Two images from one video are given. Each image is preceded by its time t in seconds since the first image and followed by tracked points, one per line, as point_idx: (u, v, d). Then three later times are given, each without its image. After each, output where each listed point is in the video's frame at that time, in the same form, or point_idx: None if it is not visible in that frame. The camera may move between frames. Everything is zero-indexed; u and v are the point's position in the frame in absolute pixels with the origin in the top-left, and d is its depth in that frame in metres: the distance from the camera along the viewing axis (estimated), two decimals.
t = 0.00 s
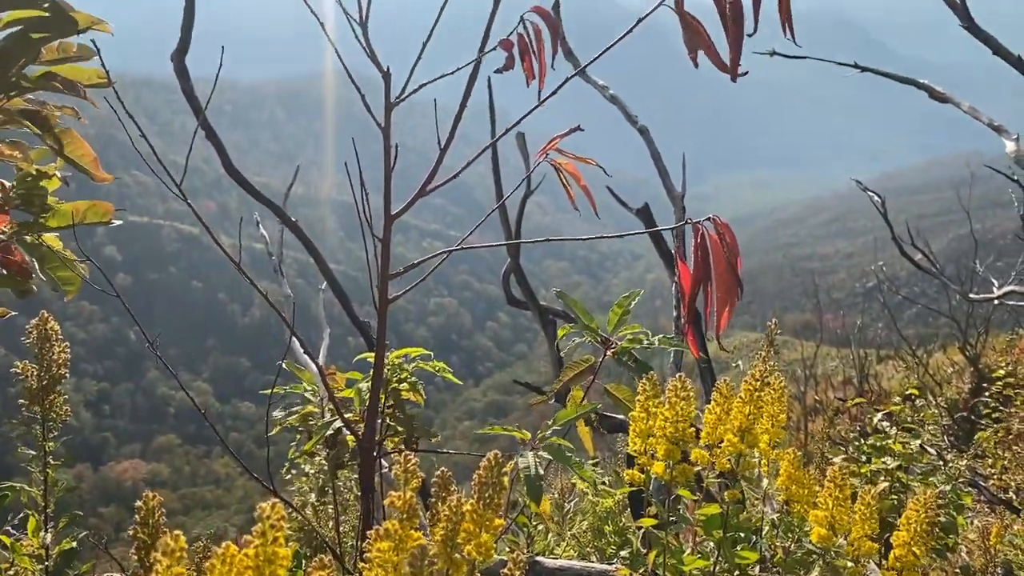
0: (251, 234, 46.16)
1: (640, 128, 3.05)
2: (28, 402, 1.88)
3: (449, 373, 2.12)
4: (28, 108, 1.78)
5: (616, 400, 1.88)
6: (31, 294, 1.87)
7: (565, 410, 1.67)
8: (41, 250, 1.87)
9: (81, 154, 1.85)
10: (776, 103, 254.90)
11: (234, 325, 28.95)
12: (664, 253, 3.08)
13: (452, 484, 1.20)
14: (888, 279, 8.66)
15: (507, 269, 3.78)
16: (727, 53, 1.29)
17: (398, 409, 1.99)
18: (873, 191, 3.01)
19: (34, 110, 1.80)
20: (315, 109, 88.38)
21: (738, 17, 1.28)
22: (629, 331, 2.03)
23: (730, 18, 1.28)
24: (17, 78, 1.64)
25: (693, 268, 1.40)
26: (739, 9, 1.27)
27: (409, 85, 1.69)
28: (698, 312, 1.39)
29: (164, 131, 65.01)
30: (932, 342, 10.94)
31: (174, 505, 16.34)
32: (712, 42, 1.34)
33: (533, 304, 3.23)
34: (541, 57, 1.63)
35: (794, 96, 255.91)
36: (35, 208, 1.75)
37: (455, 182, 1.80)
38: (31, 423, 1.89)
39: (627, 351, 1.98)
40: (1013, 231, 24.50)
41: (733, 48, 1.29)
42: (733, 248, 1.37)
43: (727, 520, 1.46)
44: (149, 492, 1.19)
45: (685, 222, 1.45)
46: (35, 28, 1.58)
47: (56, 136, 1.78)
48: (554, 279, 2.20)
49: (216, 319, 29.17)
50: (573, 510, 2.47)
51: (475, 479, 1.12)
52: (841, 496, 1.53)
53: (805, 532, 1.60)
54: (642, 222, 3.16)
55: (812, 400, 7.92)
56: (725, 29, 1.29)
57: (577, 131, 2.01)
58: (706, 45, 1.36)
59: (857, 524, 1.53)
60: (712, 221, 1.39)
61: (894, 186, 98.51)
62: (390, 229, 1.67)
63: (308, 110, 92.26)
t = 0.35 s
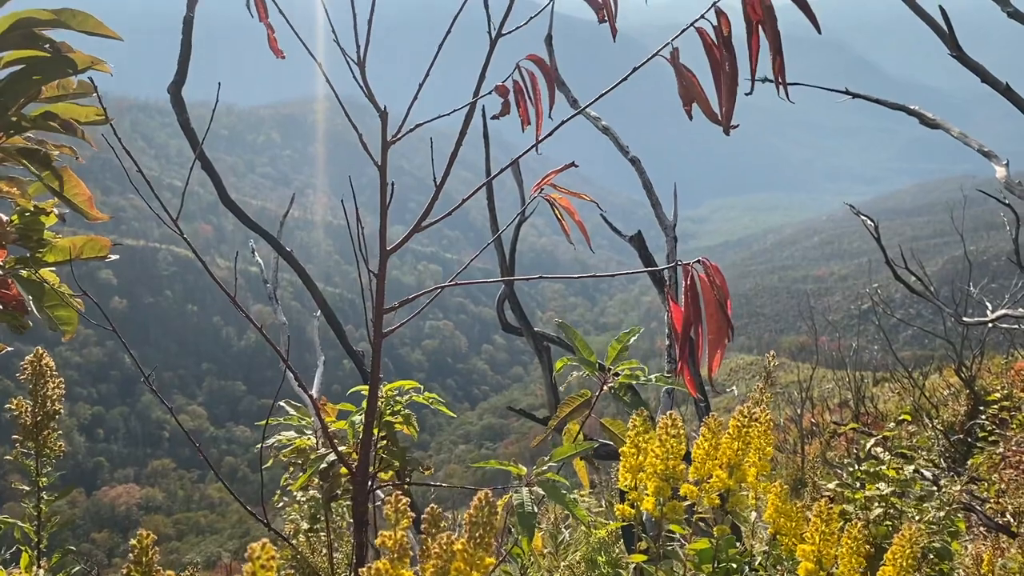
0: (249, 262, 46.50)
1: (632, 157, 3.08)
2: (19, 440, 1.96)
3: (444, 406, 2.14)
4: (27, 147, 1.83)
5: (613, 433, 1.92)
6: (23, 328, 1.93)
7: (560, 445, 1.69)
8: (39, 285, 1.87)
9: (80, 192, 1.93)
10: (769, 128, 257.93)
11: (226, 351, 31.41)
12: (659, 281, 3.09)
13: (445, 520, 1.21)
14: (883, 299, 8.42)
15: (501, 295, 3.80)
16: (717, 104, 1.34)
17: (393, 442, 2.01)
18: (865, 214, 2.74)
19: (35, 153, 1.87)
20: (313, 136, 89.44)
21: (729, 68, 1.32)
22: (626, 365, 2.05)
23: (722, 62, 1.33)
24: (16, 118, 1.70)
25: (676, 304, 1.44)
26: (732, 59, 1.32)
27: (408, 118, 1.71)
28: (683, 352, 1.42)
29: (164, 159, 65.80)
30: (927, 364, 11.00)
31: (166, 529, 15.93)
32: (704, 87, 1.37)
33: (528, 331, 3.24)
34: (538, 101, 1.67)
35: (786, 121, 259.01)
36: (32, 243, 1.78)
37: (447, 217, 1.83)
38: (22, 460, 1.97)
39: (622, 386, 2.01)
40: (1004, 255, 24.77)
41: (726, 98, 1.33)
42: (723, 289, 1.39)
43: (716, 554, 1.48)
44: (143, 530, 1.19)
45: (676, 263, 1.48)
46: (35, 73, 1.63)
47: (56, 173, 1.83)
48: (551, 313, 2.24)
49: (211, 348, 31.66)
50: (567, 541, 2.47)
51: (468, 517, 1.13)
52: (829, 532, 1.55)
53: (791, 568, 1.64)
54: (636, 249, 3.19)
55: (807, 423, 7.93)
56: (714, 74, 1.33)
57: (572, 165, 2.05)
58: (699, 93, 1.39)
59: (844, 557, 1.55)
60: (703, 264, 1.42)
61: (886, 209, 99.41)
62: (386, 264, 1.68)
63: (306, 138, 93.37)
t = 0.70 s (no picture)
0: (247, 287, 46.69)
1: (624, 182, 3.11)
2: (10, 469, 2.12)
3: (437, 434, 2.16)
4: (23, 174, 1.85)
5: (600, 458, 1.99)
6: (18, 356, 1.95)
7: (547, 468, 1.72)
8: (31, 315, 1.91)
9: (74, 221, 1.93)
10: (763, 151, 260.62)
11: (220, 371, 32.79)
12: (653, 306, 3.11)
13: (435, 551, 1.20)
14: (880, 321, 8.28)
15: (496, 317, 3.81)
16: (700, 129, 1.35)
17: (386, 466, 2.00)
18: (861, 234, 2.47)
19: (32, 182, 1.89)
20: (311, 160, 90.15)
21: (712, 94, 1.35)
22: (611, 388, 2.09)
23: (706, 85, 1.35)
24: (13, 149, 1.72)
25: (666, 329, 1.44)
26: (715, 86, 1.34)
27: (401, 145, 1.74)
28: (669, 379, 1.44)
29: (163, 185, 66.31)
30: (924, 384, 11.00)
31: (160, 553, 15.76)
32: (688, 115, 1.40)
33: (523, 353, 3.24)
34: (527, 130, 1.68)
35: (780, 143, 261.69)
36: (26, 273, 1.83)
37: (439, 246, 1.85)
38: (16, 489, 2.10)
39: (607, 410, 2.04)
40: (995, 277, 25.12)
41: (708, 123, 1.35)
42: (712, 313, 1.41)
43: None
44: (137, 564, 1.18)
45: (664, 289, 1.49)
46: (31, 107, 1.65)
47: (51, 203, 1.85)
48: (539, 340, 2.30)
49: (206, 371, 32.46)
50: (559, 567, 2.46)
51: (456, 551, 1.13)
52: (820, 558, 1.56)
53: None
54: (630, 273, 3.19)
55: (806, 446, 7.87)
56: (698, 97, 1.35)
57: (560, 194, 2.08)
58: (683, 118, 1.41)
59: None
60: (693, 288, 1.42)
61: (881, 231, 100.35)
62: (378, 289, 1.70)
63: (303, 160, 94.22)
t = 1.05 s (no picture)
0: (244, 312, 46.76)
1: (620, 211, 3.14)
2: (9, 504, 2.56)
3: (432, 466, 2.19)
4: (21, 210, 1.86)
5: (598, 486, 2.10)
6: (15, 390, 2.02)
7: (542, 498, 1.78)
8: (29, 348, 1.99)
9: (75, 255, 1.97)
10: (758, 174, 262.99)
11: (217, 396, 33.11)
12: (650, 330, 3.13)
13: None
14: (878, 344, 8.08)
15: (492, 344, 3.84)
16: (690, 163, 1.37)
17: (382, 505, 2.02)
18: (855, 257, 2.43)
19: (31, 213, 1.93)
20: (309, 185, 90.62)
21: (699, 125, 1.38)
22: (608, 418, 2.17)
23: (696, 121, 1.38)
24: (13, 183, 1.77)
25: (663, 364, 1.45)
26: (700, 121, 1.38)
27: (393, 183, 1.78)
28: (661, 412, 1.46)
29: (160, 210, 66.63)
30: (923, 406, 10.98)
31: None
32: (674, 150, 1.45)
33: (520, 381, 3.25)
34: (518, 167, 1.72)
35: (775, 167, 264.03)
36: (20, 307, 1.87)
37: (433, 277, 1.88)
38: (13, 521, 2.55)
39: (605, 440, 2.10)
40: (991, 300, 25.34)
41: (699, 158, 1.39)
42: (702, 346, 1.42)
43: None
44: None
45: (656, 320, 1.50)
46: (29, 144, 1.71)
47: (50, 237, 1.91)
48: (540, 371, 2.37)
49: (203, 397, 32.73)
50: None
51: None
52: None
53: None
54: (625, 300, 3.23)
55: (805, 470, 7.82)
56: (686, 133, 1.39)
57: (554, 223, 2.12)
58: (671, 152, 1.46)
59: None
60: (682, 321, 1.45)
61: (877, 253, 101.14)
62: (371, 324, 1.70)
63: (302, 185, 94.89)
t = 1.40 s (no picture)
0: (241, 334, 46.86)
1: (617, 235, 3.26)
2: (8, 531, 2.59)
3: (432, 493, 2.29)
4: (21, 240, 2.04)
5: (598, 517, 2.25)
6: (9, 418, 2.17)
7: (545, 529, 1.97)
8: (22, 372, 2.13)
9: (69, 284, 2.13)
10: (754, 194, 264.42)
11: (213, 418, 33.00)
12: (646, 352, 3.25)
13: None
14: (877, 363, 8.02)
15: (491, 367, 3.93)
16: (692, 200, 1.48)
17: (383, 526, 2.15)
18: (853, 278, 2.30)
19: (29, 241, 2.06)
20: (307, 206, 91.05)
21: (703, 168, 1.47)
22: (612, 450, 2.28)
23: (695, 152, 1.48)
24: (11, 213, 1.90)
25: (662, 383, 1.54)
26: (702, 155, 1.48)
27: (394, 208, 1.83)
28: (664, 442, 1.55)
29: (158, 232, 66.87)
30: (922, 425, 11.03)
31: None
32: (676, 184, 1.56)
33: (518, 403, 3.34)
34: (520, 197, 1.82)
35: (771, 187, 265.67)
36: (20, 333, 2.09)
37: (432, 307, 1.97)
38: (9, 549, 2.58)
39: (610, 471, 2.23)
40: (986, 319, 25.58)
41: (699, 194, 1.47)
42: (700, 380, 1.51)
43: None
44: None
45: (655, 352, 1.58)
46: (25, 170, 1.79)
47: (45, 266, 2.06)
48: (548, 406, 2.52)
49: (199, 418, 32.69)
50: None
51: None
52: None
53: None
54: (623, 321, 3.35)
55: (804, 489, 7.83)
56: (688, 172, 1.48)
57: (552, 253, 2.22)
58: (674, 187, 1.57)
59: None
60: (680, 352, 1.53)
61: (873, 272, 101.69)
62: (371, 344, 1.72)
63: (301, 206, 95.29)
